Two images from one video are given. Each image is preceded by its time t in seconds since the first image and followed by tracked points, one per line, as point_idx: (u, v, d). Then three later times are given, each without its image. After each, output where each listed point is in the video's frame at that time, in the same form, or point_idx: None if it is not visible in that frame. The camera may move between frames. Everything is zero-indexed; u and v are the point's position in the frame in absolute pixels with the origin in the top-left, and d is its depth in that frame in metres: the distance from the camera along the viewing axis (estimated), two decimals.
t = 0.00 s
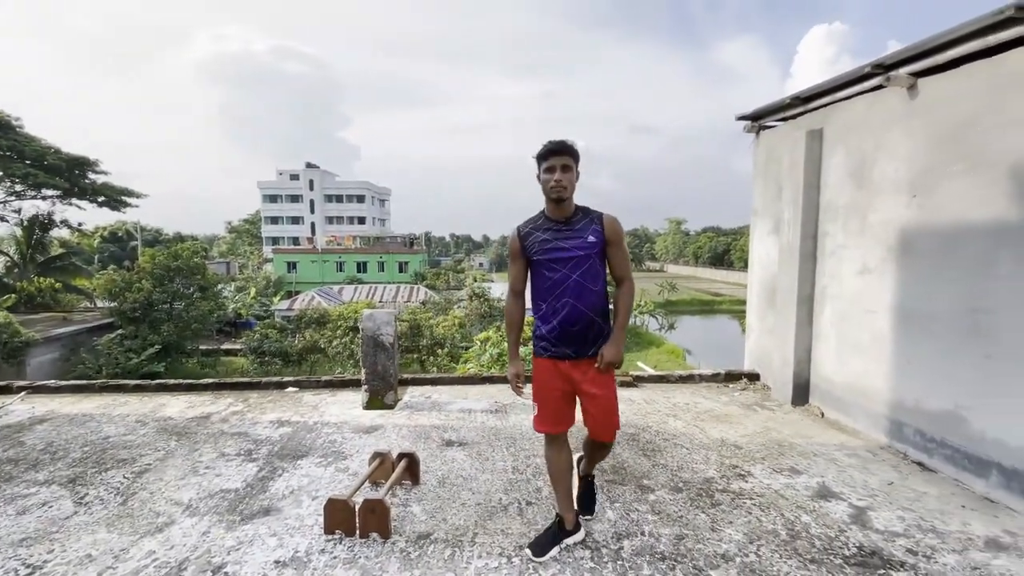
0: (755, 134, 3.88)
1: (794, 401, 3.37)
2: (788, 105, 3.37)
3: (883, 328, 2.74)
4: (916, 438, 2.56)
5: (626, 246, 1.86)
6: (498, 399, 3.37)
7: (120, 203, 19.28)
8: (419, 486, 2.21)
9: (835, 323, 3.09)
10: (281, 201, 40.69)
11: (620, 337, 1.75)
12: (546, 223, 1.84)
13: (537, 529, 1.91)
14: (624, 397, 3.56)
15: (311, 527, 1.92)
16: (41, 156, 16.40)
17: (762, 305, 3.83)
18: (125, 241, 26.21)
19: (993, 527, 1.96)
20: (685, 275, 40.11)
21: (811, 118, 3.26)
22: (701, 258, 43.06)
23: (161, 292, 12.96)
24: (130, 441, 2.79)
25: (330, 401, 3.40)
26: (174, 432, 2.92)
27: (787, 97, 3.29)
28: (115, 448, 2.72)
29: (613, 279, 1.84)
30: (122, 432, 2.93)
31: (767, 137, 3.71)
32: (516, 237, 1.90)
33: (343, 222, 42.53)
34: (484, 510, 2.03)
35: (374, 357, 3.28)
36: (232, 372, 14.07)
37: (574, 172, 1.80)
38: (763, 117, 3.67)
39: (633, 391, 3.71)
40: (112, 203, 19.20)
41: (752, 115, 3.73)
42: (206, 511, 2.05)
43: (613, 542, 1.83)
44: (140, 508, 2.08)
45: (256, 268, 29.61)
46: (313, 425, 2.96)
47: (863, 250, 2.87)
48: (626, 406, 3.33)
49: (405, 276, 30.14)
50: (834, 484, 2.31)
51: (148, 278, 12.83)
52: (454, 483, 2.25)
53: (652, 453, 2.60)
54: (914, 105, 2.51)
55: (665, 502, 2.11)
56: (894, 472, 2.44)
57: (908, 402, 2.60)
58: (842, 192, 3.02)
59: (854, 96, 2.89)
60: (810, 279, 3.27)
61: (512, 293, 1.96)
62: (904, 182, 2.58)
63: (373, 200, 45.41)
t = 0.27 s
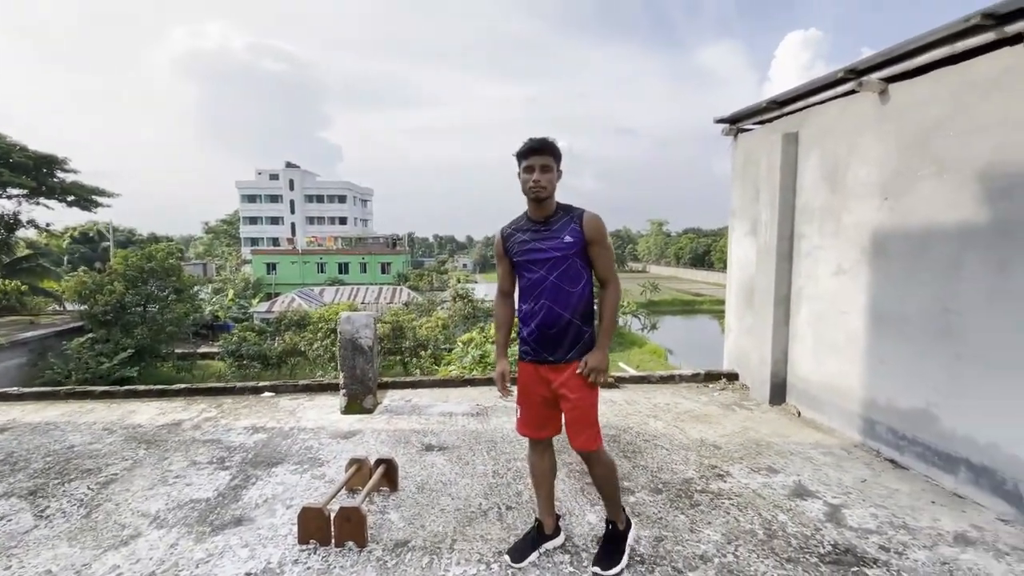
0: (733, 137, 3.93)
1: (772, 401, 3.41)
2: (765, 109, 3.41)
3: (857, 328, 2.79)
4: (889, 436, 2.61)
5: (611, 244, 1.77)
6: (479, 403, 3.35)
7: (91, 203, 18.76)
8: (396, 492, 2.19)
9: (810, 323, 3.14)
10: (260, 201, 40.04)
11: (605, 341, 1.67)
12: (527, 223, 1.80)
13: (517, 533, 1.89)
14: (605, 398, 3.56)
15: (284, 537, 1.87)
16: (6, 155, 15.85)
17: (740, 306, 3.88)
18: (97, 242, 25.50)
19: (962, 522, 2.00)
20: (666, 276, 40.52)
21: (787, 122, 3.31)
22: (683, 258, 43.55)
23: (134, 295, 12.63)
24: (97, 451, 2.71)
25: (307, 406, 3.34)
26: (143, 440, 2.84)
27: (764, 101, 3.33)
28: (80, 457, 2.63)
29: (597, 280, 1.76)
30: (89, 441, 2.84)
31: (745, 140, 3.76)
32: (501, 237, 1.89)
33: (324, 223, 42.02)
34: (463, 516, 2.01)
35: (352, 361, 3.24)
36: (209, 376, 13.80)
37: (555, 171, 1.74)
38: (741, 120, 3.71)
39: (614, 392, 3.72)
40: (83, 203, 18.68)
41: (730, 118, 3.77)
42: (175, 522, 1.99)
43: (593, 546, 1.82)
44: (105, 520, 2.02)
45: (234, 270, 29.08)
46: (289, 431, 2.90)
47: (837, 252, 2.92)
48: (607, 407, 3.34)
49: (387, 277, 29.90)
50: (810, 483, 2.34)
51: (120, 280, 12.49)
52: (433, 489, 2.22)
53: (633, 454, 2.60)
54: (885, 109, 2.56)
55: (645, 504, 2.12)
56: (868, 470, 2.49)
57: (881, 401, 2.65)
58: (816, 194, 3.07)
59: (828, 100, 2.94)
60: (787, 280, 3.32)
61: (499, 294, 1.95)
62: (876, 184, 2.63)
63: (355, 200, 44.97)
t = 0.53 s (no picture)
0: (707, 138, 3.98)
1: (746, 399, 3.46)
2: (738, 111, 3.46)
3: (827, 327, 2.84)
4: (857, 432, 2.67)
5: (606, 246, 1.66)
6: (455, 404, 3.32)
7: (54, 201, 18.09)
8: (369, 498, 2.15)
9: (782, 321, 3.20)
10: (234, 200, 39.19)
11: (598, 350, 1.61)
12: (524, 222, 1.77)
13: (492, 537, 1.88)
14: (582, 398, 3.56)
15: (251, 547, 1.82)
16: None
17: (715, 305, 3.93)
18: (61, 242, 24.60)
19: (928, 516, 2.05)
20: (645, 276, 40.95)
21: (758, 124, 3.37)
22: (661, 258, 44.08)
23: (99, 297, 12.21)
24: (53, 460, 2.59)
25: (279, 411, 3.26)
26: (104, 448, 2.73)
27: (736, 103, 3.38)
28: (35, 468, 2.52)
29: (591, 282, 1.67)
30: (45, 450, 2.72)
31: (718, 142, 3.81)
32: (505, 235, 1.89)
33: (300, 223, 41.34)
34: (437, 520, 1.98)
35: (325, 364, 3.17)
36: (180, 380, 13.45)
37: (540, 172, 1.67)
38: (715, 122, 3.76)
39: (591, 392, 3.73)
40: (45, 202, 18.01)
41: (704, 120, 3.81)
42: (136, 534, 1.92)
43: (569, 548, 1.81)
44: (60, 534, 1.93)
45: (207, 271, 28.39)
46: (259, 437, 2.83)
47: (807, 252, 2.97)
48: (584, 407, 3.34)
49: (365, 277, 29.57)
50: (782, 480, 2.37)
51: (85, 281, 12.06)
52: (407, 493, 2.19)
53: (609, 454, 2.61)
54: (852, 112, 2.62)
55: (621, 503, 2.12)
56: (838, 465, 2.54)
57: (850, 397, 2.71)
58: (787, 195, 3.12)
59: (798, 103, 3.00)
60: (759, 279, 3.37)
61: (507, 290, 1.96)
62: (844, 186, 2.69)
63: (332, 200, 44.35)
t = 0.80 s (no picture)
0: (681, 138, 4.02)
1: (719, 394, 3.51)
2: (711, 112, 3.50)
3: (797, 323, 2.90)
4: (826, 425, 2.73)
5: (605, 249, 1.58)
6: (431, 405, 3.29)
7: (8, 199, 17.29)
8: (342, 503, 2.10)
9: (754, 318, 3.25)
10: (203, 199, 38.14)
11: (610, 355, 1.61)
12: (526, 225, 1.74)
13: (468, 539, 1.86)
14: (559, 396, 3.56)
15: (217, 556, 1.76)
16: None
17: (689, 302, 3.98)
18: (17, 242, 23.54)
19: (894, 507, 2.11)
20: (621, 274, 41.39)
21: (730, 124, 3.41)
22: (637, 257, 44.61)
23: (59, 298, 11.72)
24: (5, 471, 2.47)
25: (248, 415, 3.17)
26: (61, 457, 2.61)
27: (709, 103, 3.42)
28: None
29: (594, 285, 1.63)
30: None
31: (692, 141, 3.85)
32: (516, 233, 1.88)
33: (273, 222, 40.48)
34: (412, 523, 1.95)
35: (296, 366, 3.10)
36: (146, 385, 13.03)
37: (524, 181, 1.63)
38: (689, 122, 3.80)
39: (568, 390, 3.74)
40: None
41: (678, 120, 3.85)
42: (94, 546, 1.84)
43: (545, 547, 1.80)
44: (10, 548, 1.83)
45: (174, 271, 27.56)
46: (227, 442, 2.75)
47: (777, 250, 3.03)
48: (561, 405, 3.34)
49: (340, 277, 29.14)
50: (755, 474, 2.41)
51: (43, 283, 11.56)
52: (381, 497, 2.15)
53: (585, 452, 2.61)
54: (820, 113, 2.68)
55: (597, 501, 2.12)
56: (808, 458, 2.59)
57: (819, 392, 2.77)
58: (758, 194, 3.18)
59: (769, 104, 3.05)
60: (732, 277, 3.42)
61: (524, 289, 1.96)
62: (813, 185, 2.74)
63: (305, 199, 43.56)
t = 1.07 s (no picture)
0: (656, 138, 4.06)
1: (696, 390, 3.57)
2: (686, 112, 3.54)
3: (771, 319, 2.97)
4: (800, 418, 2.80)
5: (607, 245, 1.61)
6: (410, 407, 3.24)
7: None
8: (321, 510, 2.04)
9: (729, 315, 3.31)
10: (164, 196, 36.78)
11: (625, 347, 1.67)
12: (537, 222, 1.80)
13: (454, 542, 1.83)
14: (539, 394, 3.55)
15: (190, 569, 1.68)
16: None
17: (665, 300, 4.02)
18: None
19: (868, 497, 2.18)
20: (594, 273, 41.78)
21: (705, 124, 3.46)
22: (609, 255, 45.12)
23: (9, 301, 11.10)
24: None
25: (219, 420, 3.06)
26: (16, 468, 2.46)
27: (684, 104, 3.45)
28: None
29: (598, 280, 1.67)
30: None
31: (667, 141, 3.89)
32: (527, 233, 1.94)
33: (239, 220, 39.36)
34: (394, 528, 1.91)
35: (269, 369, 3.00)
36: (106, 390, 12.49)
37: (534, 179, 1.68)
38: (664, 122, 3.83)
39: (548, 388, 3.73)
40: None
41: (653, 120, 3.88)
42: (55, 563, 1.73)
43: (532, 547, 1.79)
44: None
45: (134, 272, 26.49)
46: (197, 449, 2.64)
47: (752, 248, 3.09)
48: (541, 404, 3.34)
49: (310, 277, 28.54)
50: (734, 467, 2.45)
51: None
52: (362, 502, 2.10)
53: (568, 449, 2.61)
54: (793, 114, 2.73)
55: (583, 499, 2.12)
56: (783, 451, 2.65)
57: (793, 386, 2.84)
58: (733, 193, 3.23)
59: (742, 105, 3.10)
60: (707, 274, 3.48)
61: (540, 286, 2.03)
62: (786, 184, 2.80)
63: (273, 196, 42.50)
